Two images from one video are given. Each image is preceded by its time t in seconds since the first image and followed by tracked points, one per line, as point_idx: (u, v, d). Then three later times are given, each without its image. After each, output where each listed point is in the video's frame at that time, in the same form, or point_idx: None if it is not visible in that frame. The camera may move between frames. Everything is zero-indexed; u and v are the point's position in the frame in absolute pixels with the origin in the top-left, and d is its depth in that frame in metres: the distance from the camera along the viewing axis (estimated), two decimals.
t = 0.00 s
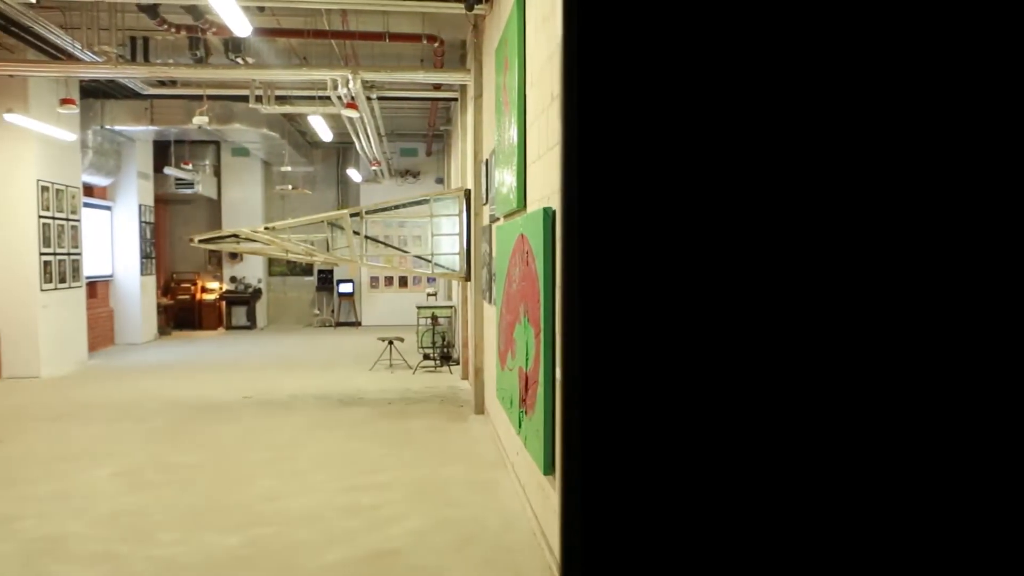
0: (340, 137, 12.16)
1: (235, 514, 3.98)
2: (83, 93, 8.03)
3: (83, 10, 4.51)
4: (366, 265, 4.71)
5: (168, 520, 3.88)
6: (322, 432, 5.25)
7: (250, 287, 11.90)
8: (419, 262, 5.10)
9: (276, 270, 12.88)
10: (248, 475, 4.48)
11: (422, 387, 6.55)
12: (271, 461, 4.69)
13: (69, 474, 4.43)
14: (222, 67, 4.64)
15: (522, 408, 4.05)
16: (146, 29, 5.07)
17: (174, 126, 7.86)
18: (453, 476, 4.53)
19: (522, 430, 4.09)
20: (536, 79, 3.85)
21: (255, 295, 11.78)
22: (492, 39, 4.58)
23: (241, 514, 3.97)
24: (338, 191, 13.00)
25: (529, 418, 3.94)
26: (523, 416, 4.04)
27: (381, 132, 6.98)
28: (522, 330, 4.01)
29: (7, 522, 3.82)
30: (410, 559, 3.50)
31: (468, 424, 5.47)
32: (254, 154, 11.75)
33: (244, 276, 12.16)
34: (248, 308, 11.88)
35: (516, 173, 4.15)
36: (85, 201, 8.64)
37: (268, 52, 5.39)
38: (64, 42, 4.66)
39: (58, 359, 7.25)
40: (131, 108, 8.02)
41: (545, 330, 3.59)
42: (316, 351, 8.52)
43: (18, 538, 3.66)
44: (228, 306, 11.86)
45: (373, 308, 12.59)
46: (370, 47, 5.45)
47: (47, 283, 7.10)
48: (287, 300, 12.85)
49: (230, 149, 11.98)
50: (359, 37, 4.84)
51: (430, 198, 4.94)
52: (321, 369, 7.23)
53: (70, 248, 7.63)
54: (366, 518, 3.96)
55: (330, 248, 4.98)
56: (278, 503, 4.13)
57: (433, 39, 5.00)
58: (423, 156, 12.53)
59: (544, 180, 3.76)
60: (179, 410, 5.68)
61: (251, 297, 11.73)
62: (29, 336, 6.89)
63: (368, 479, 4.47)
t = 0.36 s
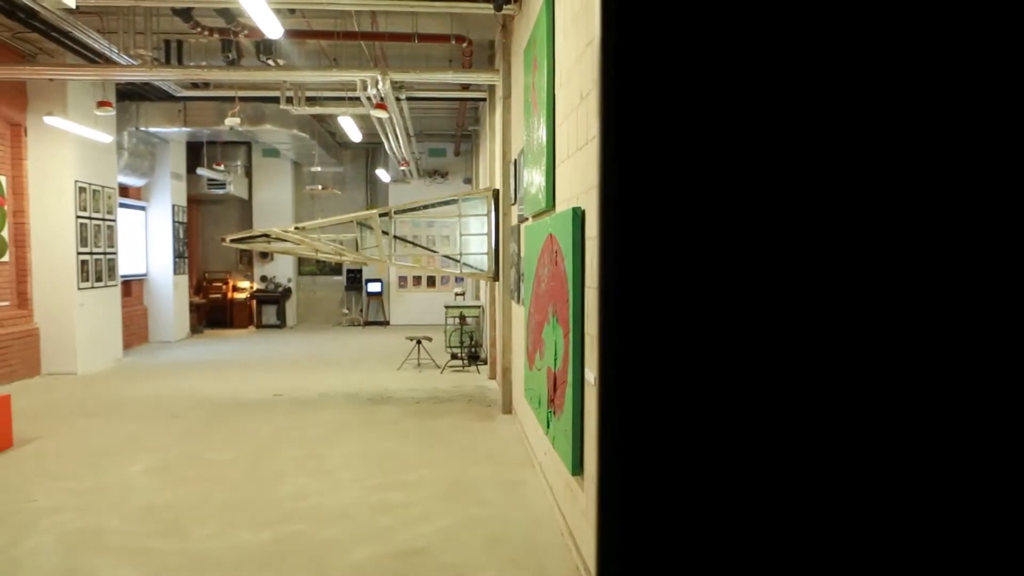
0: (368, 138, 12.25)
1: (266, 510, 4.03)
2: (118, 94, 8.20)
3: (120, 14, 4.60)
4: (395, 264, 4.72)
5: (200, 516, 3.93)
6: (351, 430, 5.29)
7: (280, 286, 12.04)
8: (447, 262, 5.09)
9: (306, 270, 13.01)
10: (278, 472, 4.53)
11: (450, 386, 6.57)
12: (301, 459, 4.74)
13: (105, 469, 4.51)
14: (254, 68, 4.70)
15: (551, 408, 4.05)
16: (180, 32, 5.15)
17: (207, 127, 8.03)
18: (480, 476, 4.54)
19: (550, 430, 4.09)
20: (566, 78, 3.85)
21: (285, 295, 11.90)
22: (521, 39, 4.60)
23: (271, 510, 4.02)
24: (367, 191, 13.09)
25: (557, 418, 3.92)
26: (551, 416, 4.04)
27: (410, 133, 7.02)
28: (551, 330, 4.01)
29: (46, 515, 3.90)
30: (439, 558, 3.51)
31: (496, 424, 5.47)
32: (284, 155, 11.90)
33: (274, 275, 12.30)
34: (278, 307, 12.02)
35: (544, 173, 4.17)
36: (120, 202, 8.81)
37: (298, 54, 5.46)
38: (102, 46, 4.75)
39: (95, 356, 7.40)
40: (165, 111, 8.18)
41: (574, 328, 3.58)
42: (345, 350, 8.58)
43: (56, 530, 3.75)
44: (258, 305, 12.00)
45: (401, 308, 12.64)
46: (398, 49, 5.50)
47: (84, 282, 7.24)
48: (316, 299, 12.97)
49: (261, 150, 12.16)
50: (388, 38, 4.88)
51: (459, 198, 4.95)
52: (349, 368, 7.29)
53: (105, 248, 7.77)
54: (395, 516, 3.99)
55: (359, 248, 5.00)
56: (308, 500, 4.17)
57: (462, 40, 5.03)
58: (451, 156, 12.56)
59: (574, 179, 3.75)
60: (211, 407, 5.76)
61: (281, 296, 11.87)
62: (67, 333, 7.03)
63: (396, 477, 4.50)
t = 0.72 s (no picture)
0: (394, 138, 12.31)
1: (296, 505, 4.09)
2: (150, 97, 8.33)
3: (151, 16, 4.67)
4: (421, 264, 4.74)
5: (228, 512, 3.99)
6: (378, 427, 5.35)
7: (307, 285, 12.16)
8: (473, 262, 5.10)
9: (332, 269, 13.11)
10: (306, 467, 4.60)
11: (476, 386, 6.59)
12: (329, 455, 4.80)
13: (136, 464, 4.59)
14: (282, 70, 4.74)
15: (576, 407, 4.05)
16: (210, 34, 5.22)
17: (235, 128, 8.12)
18: (506, 474, 4.57)
19: (576, 430, 4.09)
20: (592, 78, 3.84)
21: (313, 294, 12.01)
22: (547, 39, 4.62)
23: (300, 506, 4.08)
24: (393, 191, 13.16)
25: (583, 418, 3.92)
26: (576, 416, 4.04)
27: (435, 133, 7.06)
28: (577, 330, 4.02)
29: (80, 508, 3.98)
30: (463, 556, 3.53)
31: (521, 423, 5.48)
32: (312, 155, 12.03)
33: (301, 274, 12.43)
34: (305, 306, 12.14)
35: (571, 173, 4.17)
36: (152, 202, 8.96)
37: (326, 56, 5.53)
38: (135, 50, 4.85)
39: (126, 353, 7.52)
40: (195, 112, 8.29)
41: (600, 328, 3.58)
42: (372, 349, 8.65)
43: (94, 521, 3.84)
44: (285, 304, 12.13)
45: (426, 307, 12.68)
46: (424, 49, 5.55)
47: (116, 281, 7.36)
48: (342, 299, 13.07)
49: (288, 151, 12.28)
50: (414, 40, 4.89)
51: (486, 198, 4.97)
52: (375, 367, 7.33)
53: (137, 247, 7.91)
54: (422, 513, 4.03)
55: (386, 248, 5.02)
56: (337, 495, 4.23)
57: (489, 40, 5.03)
58: (477, 156, 12.59)
59: (601, 178, 3.73)
60: (240, 405, 5.84)
61: (308, 294, 11.99)
62: (100, 331, 7.17)
63: (424, 474, 4.54)
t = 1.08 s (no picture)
0: (418, 138, 12.36)
1: (318, 504, 4.11)
2: (178, 99, 8.48)
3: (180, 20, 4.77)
4: (443, 264, 4.75)
5: (253, 510, 4.03)
6: (400, 427, 5.36)
7: (331, 285, 12.25)
8: (496, 261, 5.10)
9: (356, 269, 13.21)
10: (329, 466, 4.63)
11: (499, 386, 6.58)
12: (352, 455, 4.82)
13: (163, 461, 4.65)
14: (307, 71, 4.79)
15: (599, 408, 4.03)
16: (237, 36, 5.29)
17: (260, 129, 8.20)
18: (528, 475, 4.56)
19: (599, 431, 4.07)
20: (616, 77, 3.83)
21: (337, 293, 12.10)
22: (571, 39, 4.62)
23: (323, 504, 4.10)
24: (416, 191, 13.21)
25: (607, 419, 3.90)
26: (600, 417, 4.01)
27: (459, 133, 7.08)
28: (601, 330, 4.00)
29: (108, 504, 4.04)
30: (485, 556, 3.52)
31: (544, 424, 5.47)
32: (336, 156, 12.13)
33: (325, 274, 12.54)
34: (329, 305, 12.24)
35: (594, 173, 4.17)
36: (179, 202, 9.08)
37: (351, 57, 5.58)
38: (163, 52, 4.93)
39: (154, 351, 7.64)
40: (222, 113, 8.36)
41: (624, 329, 3.55)
42: (395, 348, 8.69)
43: (120, 517, 3.89)
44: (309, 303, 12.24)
45: (449, 307, 12.71)
46: (448, 49, 5.58)
47: (144, 280, 7.48)
48: (365, 298, 13.16)
49: (313, 151, 12.39)
50: (438, 41, 4.93)
51: (510, 198, 4.98)
52: (398, 366, 7.37)
53: (164, 247, 8.01)
54: (444, 512, 4.03)
55: (408, 247, 5.03)
56: (359, 494, 4.25)
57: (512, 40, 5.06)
58: (500, 156, 12.61)
59: (625, 177, 3.72)
60: (265, 403, 5.89)
61: (332, 293, 12.12)
62: (128, 329, 7.27)
63: (445, 474, 4.55)
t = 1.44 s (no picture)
0: (442, 138, 12.39)
1: (344, 501, 4.15)
2: (206, 101, 8.60)
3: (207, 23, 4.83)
4: (467, 263, 4.79)
5: (278, 506, 4.07)
6: (423, 426, 5.40)
7: (355, 284, 12.32)
8: (519, 261, 5.13)
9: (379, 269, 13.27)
10: (354, 464, 4.68)
11: (523, 386, 6.59)
12: (378, 452, 4.86)
13: (190, 458, 4.71)
14: (332, 71, 4.81)
15: (623, 408, 4.02)
16: (262, 38, 5.35)
17: (286, 129, 8.29)
18: (552, 474, 4.58)
19: (622, 430, 4.08)
20: (641, 76, 3.81)
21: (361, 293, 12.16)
22: (595, 39, 4.62)
23: (349, 501, 4.15)
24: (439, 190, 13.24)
25: (630, 420, 3.89)
26: (624, 418, 4.01)
27: (482, 133, 7.09)
28: (624, 330, 4.00)
29: (138, 499, 4.11)
30: (509, 556, 3.53)
31: (568, 424, 5.46)
32: (360, 156, 12.21)
33: (349, 273, 12.63)
34: (353, 304, 12.31)
35: (619, 173, 4.15)
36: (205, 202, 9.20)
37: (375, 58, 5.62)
38: (191, 54, 4.99)
39: (180, 350, 7.74)
40: (248, 114, 8.48)
41: (648, 329, 3.54)
42: (419, 348, 8.72)
43: (151, 511, 3.96)
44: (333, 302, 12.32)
45: (472, 307, 12.72)
46: (471, 49, 5.59)
47: (172, 279, 7.59)
48: (389, 298, 13.22)
49: (337, 151, 12.47)
50: (462, 40, 4.92)
51: (534, 198, 5.02)
52: (422, 366, 7.39)
53: (192, 246, 8.11)
54: (468, 510, 4.06)
55: (433, 247, 5.06)
56: (384, 491, 4.29)
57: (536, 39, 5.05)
58: (523, 156, 12.61)
59: (650, 178, 3.69)
60: (290, 401, 5.96)
61: (356, 293, 12.16)
62: (156, 327, 7.38)
63: (470, 472, 4.58)
